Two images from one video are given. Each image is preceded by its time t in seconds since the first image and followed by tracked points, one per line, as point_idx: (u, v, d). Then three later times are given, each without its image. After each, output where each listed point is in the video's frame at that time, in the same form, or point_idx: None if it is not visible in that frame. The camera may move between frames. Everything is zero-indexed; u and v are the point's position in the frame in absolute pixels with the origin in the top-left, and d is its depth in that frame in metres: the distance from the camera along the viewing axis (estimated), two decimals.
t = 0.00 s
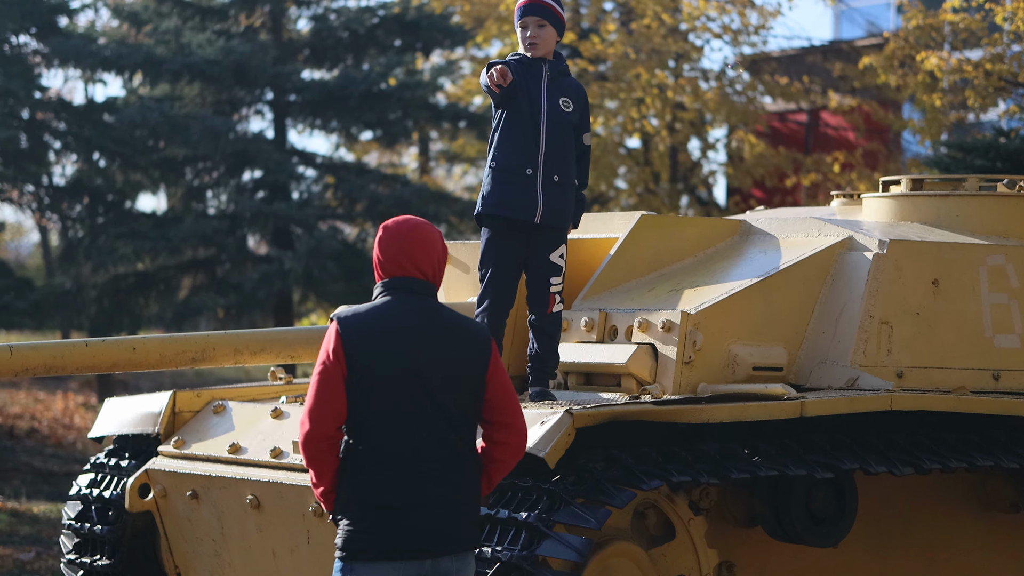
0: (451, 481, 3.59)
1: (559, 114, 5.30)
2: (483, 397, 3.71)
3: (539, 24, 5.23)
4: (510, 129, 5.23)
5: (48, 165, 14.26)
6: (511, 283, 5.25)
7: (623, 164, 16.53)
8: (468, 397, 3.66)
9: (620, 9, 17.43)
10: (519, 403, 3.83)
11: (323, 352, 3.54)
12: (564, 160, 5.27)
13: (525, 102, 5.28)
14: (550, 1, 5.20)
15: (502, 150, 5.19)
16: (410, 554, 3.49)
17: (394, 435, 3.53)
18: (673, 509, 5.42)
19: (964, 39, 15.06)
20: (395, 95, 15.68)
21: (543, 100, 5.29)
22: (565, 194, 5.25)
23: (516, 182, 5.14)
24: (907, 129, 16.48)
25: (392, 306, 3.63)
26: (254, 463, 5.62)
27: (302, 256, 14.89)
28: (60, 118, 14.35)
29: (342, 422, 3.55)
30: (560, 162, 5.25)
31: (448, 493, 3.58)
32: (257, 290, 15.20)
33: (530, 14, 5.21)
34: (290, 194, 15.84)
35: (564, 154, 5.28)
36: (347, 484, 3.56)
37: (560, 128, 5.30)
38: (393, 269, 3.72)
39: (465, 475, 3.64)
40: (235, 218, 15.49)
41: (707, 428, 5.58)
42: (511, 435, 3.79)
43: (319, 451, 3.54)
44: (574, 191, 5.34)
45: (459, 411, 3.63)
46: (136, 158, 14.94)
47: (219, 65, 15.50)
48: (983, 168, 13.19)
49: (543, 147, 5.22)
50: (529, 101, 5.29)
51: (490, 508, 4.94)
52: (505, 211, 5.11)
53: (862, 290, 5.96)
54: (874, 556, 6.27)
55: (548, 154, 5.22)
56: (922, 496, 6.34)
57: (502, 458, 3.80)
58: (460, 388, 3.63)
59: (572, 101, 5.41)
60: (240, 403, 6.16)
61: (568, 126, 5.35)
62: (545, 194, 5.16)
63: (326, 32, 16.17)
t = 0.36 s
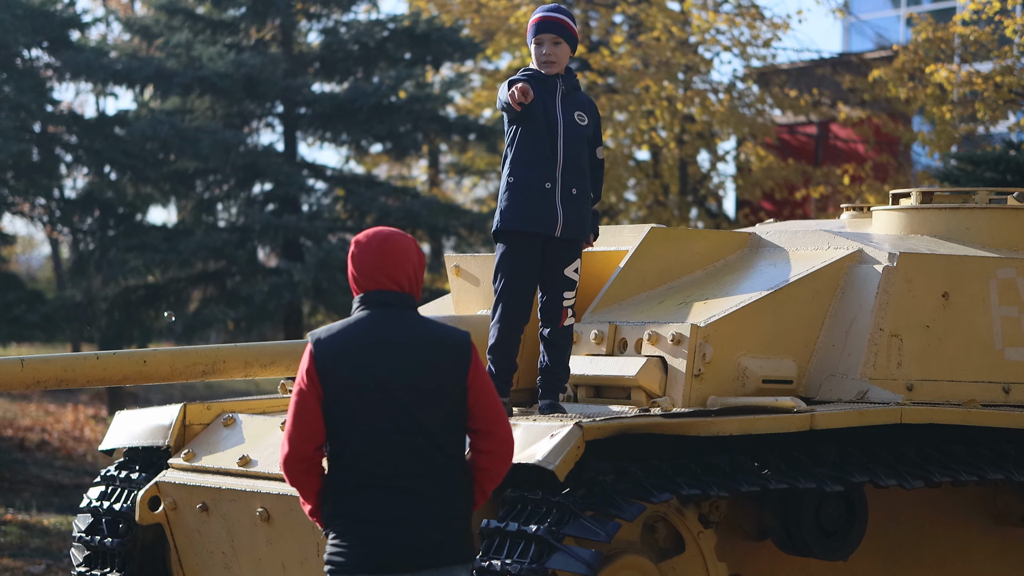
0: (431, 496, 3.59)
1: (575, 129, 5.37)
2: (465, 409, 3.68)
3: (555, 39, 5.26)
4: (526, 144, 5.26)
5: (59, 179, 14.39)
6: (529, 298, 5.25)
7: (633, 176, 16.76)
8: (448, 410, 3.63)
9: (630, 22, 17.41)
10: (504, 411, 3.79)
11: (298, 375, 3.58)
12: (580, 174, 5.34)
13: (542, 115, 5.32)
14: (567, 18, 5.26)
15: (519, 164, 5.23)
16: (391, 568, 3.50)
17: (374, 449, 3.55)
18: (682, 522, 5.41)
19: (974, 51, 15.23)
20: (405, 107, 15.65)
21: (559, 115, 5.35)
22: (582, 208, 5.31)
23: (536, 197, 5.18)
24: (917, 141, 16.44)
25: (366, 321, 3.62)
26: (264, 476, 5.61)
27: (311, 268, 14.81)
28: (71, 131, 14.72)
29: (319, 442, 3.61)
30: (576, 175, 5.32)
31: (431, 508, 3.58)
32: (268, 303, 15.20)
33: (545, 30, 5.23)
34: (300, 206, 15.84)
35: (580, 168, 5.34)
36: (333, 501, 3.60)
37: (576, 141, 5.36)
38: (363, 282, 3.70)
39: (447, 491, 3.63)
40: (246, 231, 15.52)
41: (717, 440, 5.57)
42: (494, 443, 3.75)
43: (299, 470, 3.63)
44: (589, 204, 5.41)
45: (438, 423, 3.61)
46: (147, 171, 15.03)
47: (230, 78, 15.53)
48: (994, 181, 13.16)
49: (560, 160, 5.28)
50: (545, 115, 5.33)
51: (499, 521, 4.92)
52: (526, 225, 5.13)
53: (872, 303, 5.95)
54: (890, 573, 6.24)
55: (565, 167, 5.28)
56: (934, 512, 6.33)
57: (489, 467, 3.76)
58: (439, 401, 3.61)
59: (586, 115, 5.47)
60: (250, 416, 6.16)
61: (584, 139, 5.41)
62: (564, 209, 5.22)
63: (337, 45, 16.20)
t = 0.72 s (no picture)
0: (434, 505, 3.60)
1: (589, 138, 5.36)
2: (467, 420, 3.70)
3: (568, 48, 5.27)
4: (539, 154, 5.26)
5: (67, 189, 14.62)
6: (542, 306, 5.26)
7: (639, 186, 16.87)
8: (450, 421, 3.64)
9: (637, 31, 17.43)
10: (504, 419, 3.84)
11: (299, 384, 3.55)
12: (594, 184, 5.34)
13: (556, 125, 5.32)
14: (579, 27, 5.27)
15: (533, 175, 5.24)
16: None
17: (380, 457, 3.55)
18: (690, 532, 5.39)
19: (981, 61, 15.21)
20: (412, 116, 15.67)
21: (573, 125, 5.34)
22: (596, 218, 5.32)
23: (550, 208, 5.19)
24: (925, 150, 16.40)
25: (365, 331, 3.62)
26: (272, 485, 5.60)
27: (318, 277, 14.78)
28: (79, 141, 14.91)
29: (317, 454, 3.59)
30: (590, 186, 5.32)
31: (433, 517, 3.59)
32: (275, 312, 15.20)
33: (556, 39, 5.23)
34: (307, 215, 15.83)
35: (594, 178, 5.34)
36: (336, 513, 3.59)
37: (590, 152, 5.36)
38: (360, 292, 3.71)
39: (450, 500, 3.64)
40: (253, 240, 15.53)
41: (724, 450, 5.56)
42: (494, 452, 3.80)
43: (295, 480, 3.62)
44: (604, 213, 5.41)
45: (440, 434, 3.62)
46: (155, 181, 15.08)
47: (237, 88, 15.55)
48: (1002, 190, 13.13)
49: (573, 171, 5.28)
50: (558, 125, 5.33)
51: (506, 531, 4.91)
52: (539, 236, 5.15)
53: (880, 313, 5.94)
54: None
55: (578, 177, 5.28)
56: (943, 521, 6.33)
57: (488, 474, 3.81)
58: (440, 412, 3.62)
59: (601, 124, 5.46)
60: (258, 425, 6.16)
61: (598, 149, 5.41)
62: (578, 219, 5.23)
63: (344, 54, 16.23)
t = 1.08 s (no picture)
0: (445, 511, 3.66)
1: (597, 145, 5.37)
2: (469, 428, 3.75)
3: (577, 56, 5.30)
4: (548, 161, 5.27)
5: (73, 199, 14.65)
6: (547, 316, 5.26)
7: (646, 195, 16.93)
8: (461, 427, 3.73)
9: (643, 39, 17.44)
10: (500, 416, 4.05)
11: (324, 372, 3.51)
12: (602, 192, 5.35)
13: (565, 133, 5.33)
14: (590, 34, 5.29)
15: (539, 184, 5.25)
16: None
17: (388, 466, 3.56)
18: (696, 540, 5.38)
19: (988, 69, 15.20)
20: (418, 125, 15.70)
21: (582, 132, 5.35)
22: (603, 227, 5.32)
23: (556, 217, 5.20)
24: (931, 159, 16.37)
25: (387, 335, 3.65)
26: (277, 493, 5.62)
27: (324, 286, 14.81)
28: (86, 149, 14.78)
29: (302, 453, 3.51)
30: (597, 194, 5.32)
31: (435, 523, 3.62)
32: (281, 321, 15.19)
33: (566, 46, 5.26)
34: (314, 224, 15.85)
35: (602, 185, 5.35)
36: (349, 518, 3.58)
37: (598, 160, 5.37)
38: (364, 292, 3.72)
39: (458, 505, 3.70)
40: (260, 249, 15.56)
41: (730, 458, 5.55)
42: (499, 448, 4.03)
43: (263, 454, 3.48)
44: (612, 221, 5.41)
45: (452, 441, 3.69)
46: (161, 189, 15.12)
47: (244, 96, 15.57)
48: (1009, 199, 13.10)
49: (580, 180, 5.29)
50: (567, 133, 5.34)
51: (511, 539, 4.91)
52: (545, 244, 5.15)
53: (886, 320, 5.93)
54: None
55: (586, 185, 5.29)
56: (950, 532, 6.31)
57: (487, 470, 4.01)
58: (453, 418, 3.70)
59: (611, 131, 5.46)
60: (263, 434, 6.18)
61: (607, 156, 5.42)
62: (584, 227, 5.23)
63: (351, 63, 16.25)
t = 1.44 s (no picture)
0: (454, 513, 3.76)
1: (605, 152, 5.36)
2: (458, 438, 3.82)
3: (587, 63, 5.33)
4: (554, 168, 5.29)
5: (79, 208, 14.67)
6: (546, 323, 5.30)
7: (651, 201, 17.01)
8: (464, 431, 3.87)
9: (648, 47, 17.45)
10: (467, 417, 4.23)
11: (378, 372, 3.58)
12: (609, 199, 5.33)
13: (572, 140, 5.34)
14: (600, 42, 5.34)
15: (544, 190, 5.27)
16: None
17: (414, 467, 3.65)
18: (700, 547, 5.38)
19: (993, 77, 15.18)
20: (424, 133, 15.73)
21: (590, 139, 5.35)
22: (609, 235, 5.31)
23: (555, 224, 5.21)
24: (937, 166, 16.35)
25: (412, 341, 3.76)
26: (281, 500, 5.64)
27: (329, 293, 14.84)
28: (92, 157, 14.96)
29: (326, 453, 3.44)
30: (603, 203, 5.31)
31: (443, 524, 3.72)
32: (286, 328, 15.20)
33: (574, 53, 5.30)
34: (319, 231, 15.87)
35: (608, 192, 5.33)
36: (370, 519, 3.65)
37: (605, 168, 5.35)
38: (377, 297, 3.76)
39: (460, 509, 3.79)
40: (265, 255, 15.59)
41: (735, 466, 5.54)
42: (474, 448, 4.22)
43: (324, 435, 3.37)
44: (619, 230, 5.39)
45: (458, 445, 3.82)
46: (167, 196, 15.17)
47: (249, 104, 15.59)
48: (1014, 207, 13.07)
49: (585, 188, 5.28)
50: (573, 140, 5.35)
51: (515, 547, 4.90)
52: (547, 252, 5.18)
53: (891, 328, 5.92)
54: None
55: (590, 193, 5.28)
56: (954, 541, 6.30)
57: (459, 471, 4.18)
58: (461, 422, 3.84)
59: (621, 139, 5.45)
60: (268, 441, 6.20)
61: (615, 165, 5.40)
62: (585, 235, 5.22)
63: (356, 70, 16.29)
